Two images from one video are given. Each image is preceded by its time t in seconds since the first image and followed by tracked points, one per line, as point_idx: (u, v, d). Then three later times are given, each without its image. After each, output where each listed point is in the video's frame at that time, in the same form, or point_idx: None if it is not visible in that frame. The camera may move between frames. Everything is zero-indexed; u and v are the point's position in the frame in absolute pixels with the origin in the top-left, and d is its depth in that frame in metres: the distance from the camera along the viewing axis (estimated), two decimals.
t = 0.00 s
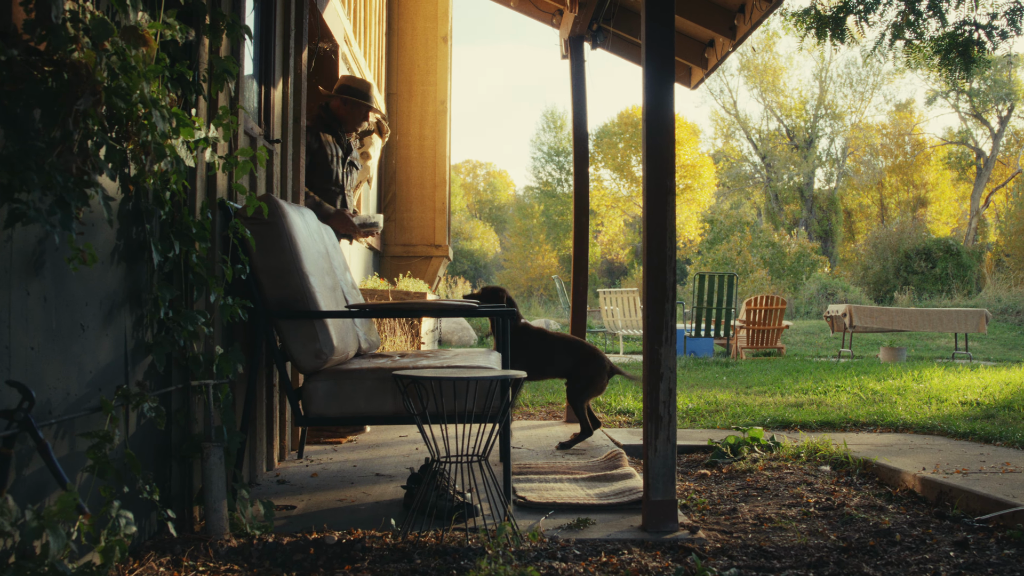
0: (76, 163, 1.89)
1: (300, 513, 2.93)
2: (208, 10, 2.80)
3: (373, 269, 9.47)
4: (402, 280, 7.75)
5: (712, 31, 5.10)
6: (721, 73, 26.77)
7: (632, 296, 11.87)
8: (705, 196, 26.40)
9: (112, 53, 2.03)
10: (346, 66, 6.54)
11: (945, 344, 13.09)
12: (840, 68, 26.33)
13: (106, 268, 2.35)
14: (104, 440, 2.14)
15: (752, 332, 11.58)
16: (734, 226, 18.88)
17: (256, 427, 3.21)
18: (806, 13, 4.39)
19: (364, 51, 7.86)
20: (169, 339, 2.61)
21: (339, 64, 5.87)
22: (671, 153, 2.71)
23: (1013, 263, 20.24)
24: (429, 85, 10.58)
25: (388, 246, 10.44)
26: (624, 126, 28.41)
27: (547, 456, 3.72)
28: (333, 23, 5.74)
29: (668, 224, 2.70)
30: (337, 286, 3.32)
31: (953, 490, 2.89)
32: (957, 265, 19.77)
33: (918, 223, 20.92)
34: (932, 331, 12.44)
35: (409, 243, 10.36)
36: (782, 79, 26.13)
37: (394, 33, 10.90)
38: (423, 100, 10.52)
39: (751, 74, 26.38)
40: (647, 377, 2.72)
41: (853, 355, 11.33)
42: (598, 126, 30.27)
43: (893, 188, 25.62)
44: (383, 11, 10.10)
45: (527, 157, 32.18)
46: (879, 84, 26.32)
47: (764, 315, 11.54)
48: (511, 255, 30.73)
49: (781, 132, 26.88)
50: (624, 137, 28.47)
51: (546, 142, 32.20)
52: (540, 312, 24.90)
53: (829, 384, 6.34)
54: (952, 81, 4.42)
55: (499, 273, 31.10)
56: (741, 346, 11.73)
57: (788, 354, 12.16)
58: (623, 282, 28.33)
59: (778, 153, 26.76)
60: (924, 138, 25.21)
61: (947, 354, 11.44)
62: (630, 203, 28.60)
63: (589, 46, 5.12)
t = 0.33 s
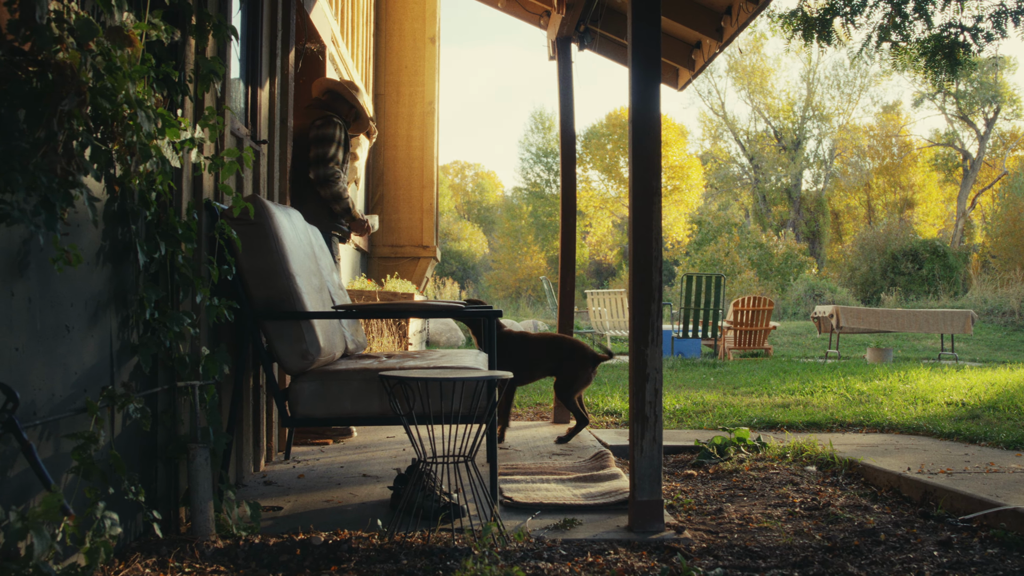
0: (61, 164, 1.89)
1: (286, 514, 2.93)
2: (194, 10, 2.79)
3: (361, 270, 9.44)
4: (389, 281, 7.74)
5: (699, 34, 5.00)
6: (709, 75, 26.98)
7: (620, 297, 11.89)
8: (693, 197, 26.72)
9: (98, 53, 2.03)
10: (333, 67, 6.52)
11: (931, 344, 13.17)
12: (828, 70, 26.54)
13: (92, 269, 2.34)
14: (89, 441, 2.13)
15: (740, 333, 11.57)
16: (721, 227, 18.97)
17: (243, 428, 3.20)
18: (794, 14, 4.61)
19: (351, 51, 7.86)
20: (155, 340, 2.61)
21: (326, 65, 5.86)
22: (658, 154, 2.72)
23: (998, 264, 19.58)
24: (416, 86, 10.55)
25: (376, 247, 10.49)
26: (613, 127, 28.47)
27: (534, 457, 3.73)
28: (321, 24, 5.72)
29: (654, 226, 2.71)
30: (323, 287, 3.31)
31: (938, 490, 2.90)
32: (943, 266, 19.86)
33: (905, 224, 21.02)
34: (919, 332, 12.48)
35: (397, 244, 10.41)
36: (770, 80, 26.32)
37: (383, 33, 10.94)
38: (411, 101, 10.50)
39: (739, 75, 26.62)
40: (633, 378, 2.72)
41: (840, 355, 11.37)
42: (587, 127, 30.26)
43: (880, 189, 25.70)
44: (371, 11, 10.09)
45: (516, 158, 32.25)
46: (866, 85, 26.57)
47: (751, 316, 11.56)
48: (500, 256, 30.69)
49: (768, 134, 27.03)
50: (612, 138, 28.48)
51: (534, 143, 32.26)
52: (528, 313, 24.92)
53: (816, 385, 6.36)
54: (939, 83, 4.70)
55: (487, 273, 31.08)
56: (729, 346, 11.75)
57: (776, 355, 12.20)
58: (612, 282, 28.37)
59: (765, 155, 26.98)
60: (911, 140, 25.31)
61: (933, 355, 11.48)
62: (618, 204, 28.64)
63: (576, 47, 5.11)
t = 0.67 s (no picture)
0: (48, 160, 1.89)
1: (275, 511, 2.93)
2: (183, 8, 2.79)
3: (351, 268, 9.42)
4: (379, 278, 7.74)
5: (689, 32, 4.96)
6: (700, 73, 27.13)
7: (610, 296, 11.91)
8: (683, 196, 26.42)
9: (87, 49, 2.02)
10: (323, 64, 6.51)
11: (919, 344, 13.22)
12: (818, 69, 26.67)
13: (80, 265, 2.33)
14: (77, 438, 2.13)
15: (730, 332, 11.61)
16: (712, 226, 18.98)
17: (232, 425, 3.20)
18: (783, 14, 4.67)
19: (342, 49, 7.84)
20: (144, 338, 2.60)
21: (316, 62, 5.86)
22: (647, 152, 2.73)
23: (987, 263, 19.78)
24: (406, 84, 10.57)
25: (366, 245, 10.41)
26: (603, 126, 28.48)
27: (522, 454, 3.73)
28: (312, 21, 5.70)
29: (643, 225, 2.71)
30: (313, 284, 3.31)
31: (925, 488, 2.92)
32: (933, 266, 19.98)
33: (894, 224, 21.10)
34: (908, 331, 12.54)
35: (387, 241, 10.39)
36: (761, 80, 26.37)
37: (373, 32, 10.92)
38: (401, 98, 10.50)
39: (729, 74, 26.63)
40: (622, 375, 2.73)
41: (829, 355, 11.41)
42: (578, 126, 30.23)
43: (870, 189, 25.26)
44: (361, 9, 10.09)
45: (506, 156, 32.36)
46: (857, 85, 26.52)
47: (741, 315, 11.59)
48: (490, 254, 30.58)
49: (759, 133, 27.27)
50: (603, 137, 28.45)
51: (525, 141, 32.29)
52: (519, 312, 24.91)
53: (805, 383, 6.37)
54: (927, 83, 4.77)
55: (478, 272, 31.01)
56: (719, 345, 11.77)
57: (765, 353, 12.22)
58: (602, 282, 28.37)
59: (755, 154, 27.09)
60: (901, 140, 25.41)
61: (922, 354, 11.53)
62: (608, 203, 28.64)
63: (566, 45, 5.13)
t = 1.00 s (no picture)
0: (39, 157, 1.88)
1: (266, 509, 2.94)
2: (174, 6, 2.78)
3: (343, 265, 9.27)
4: (372, 277, 7.72)
5: (681, 30, 4.96)
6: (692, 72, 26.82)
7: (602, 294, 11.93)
8: (675, 193, 26.52)
9: (76, 47, 2.02)
10: (315, 62, 6.49)
11: (910, 342, 13.27)
12: (810, 67, 26.75)
13: (70, 263, 2.31)
14: (67, 436, 2.12)
15: (721, 330, 11.65)
16: (703, 224, 18.95)
17: (223, 423, 3.19)
18: (775, 12, 4.69)
19: (333, 47, 7.81)
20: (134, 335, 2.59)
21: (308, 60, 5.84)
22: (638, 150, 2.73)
23: (978, 261, 19.94)
24: (398, 83, 10.54)
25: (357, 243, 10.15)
26: (596, 124, 28.49)
27: (514, 452, 3.74)
28: (303, 19, 5.67)
29: (634, 223, 2.71)
30: (304, 282, 3.31)
31: (915, 485, 2.93)
32: (924, 264, 20.07)
33: (886, 222, 21.17)
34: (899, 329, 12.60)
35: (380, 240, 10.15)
36: (753, 78, 26.50)
37: (366, 30, 10.91)
38: (393, 97, 10.47)
39: (721, 73, 26.58)
40: (613, 373, 2.73)
41: (820, 353, 11.44)
42: (571, 124, 30.25)
43: (861, 187, 25.93)
44: (353, 7, 10.07)
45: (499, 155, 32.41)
46: (848, 84, 26.65)
47: (733, 313, 11.62)
48: (483, 253, 30.52)
49: (751, 131, 27.24)
50: (595, 135, 28.41)
51: (517, 139, 32.31)
52: (511, 310, 24.88)
53: (796, 381, 6.39)
54: (918, 82, 4.79)
55: (470, 270, 30.94)
56: (710, 343, 11.77)
57: (756, 351, 12.24)
58: (596, 280, 28.37)
59: (747, 152, 27.26)
60: (891, 138, 25.54)
61: (912, 352, 11.59)
62: (601, 201, 28.64)
63: (557, 43, 5.14)
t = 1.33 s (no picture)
0: (28, 155, 1.88)
1: (258, 507, 2.93)
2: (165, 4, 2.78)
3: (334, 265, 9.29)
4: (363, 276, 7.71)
5: (672, 28, 4.97)
6: (683, 71, 26.63)
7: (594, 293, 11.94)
8: (667, 193, 26.90)
9: (66, 45, 2.01)
10: (306, 61, 6.47)
11: (901, 340, 13.30)
12: (803, 67, 26.56)
13: (60, 262, 2.31)
14: (57, 435, 2.12)
15: (713, 328, 11.67)
16: (695, 223, 18.89)
17: (215, 422, 3.18)
18: (767, 11, 4.68)
19: (325, 46, 7.80)
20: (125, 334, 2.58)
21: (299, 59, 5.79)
22: (629, 149, 2.74)
23: (969, 260, 20.05)
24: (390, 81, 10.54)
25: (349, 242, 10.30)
26: (588, 123, 28.47)
27: (506, 451, 3.73)
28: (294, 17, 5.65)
29: (624, 222, 2.72)
30: (295, 281, 3.30)
31: (904, 483, 2.95)
32: (915, 263, 20.04)
33: (877, 221, 21.22)
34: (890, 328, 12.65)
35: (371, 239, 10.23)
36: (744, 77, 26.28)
37: (358, 29, 10.85)
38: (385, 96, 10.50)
39: (713, 72, 26.42)
40: (603, 372, 2.73)
41: (812, 352, 11.45)
42: (564, 124, 30.19)
43: (853, 185, 25.91)
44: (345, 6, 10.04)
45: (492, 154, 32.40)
46: (840, 83, 26.71)
47: (724, 311, 11.63)
48: (474, 251, 30.08)
49: (743, 130, 27.35)
50: (588, 134, 28.36)
51: (510, 138, 32.25)
52: (503, 309, 24.76)
53: (788, 379, 6.38)
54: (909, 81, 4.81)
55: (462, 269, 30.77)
56: (702, 342, 11.77)
57: (748, 350, 12.24)
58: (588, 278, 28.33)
59: (740, 151, 27.41)
60: (883, 137, 25.78)
61: (904, 351, 11.61)
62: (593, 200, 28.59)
63: (550, 42, 5.15)
